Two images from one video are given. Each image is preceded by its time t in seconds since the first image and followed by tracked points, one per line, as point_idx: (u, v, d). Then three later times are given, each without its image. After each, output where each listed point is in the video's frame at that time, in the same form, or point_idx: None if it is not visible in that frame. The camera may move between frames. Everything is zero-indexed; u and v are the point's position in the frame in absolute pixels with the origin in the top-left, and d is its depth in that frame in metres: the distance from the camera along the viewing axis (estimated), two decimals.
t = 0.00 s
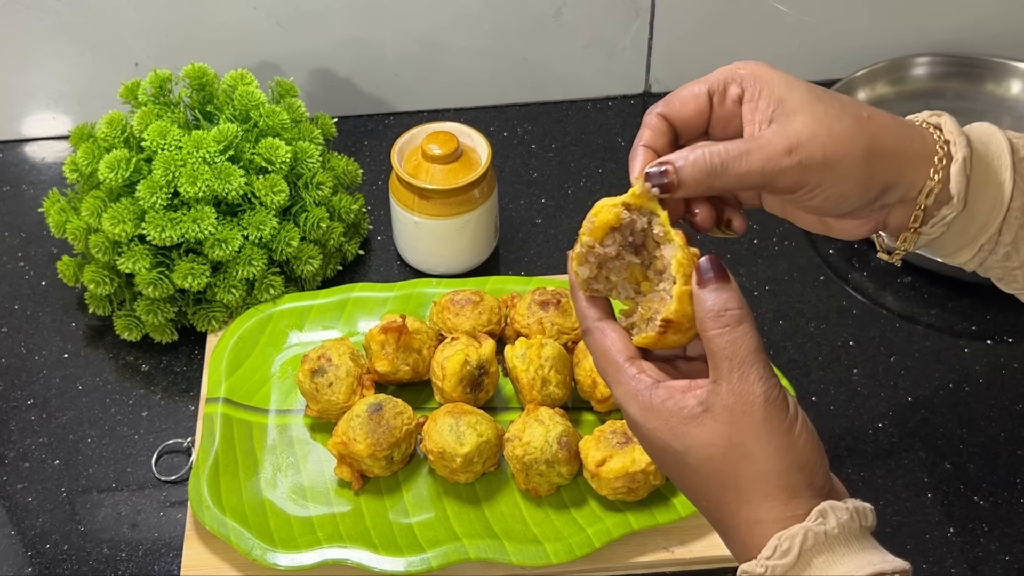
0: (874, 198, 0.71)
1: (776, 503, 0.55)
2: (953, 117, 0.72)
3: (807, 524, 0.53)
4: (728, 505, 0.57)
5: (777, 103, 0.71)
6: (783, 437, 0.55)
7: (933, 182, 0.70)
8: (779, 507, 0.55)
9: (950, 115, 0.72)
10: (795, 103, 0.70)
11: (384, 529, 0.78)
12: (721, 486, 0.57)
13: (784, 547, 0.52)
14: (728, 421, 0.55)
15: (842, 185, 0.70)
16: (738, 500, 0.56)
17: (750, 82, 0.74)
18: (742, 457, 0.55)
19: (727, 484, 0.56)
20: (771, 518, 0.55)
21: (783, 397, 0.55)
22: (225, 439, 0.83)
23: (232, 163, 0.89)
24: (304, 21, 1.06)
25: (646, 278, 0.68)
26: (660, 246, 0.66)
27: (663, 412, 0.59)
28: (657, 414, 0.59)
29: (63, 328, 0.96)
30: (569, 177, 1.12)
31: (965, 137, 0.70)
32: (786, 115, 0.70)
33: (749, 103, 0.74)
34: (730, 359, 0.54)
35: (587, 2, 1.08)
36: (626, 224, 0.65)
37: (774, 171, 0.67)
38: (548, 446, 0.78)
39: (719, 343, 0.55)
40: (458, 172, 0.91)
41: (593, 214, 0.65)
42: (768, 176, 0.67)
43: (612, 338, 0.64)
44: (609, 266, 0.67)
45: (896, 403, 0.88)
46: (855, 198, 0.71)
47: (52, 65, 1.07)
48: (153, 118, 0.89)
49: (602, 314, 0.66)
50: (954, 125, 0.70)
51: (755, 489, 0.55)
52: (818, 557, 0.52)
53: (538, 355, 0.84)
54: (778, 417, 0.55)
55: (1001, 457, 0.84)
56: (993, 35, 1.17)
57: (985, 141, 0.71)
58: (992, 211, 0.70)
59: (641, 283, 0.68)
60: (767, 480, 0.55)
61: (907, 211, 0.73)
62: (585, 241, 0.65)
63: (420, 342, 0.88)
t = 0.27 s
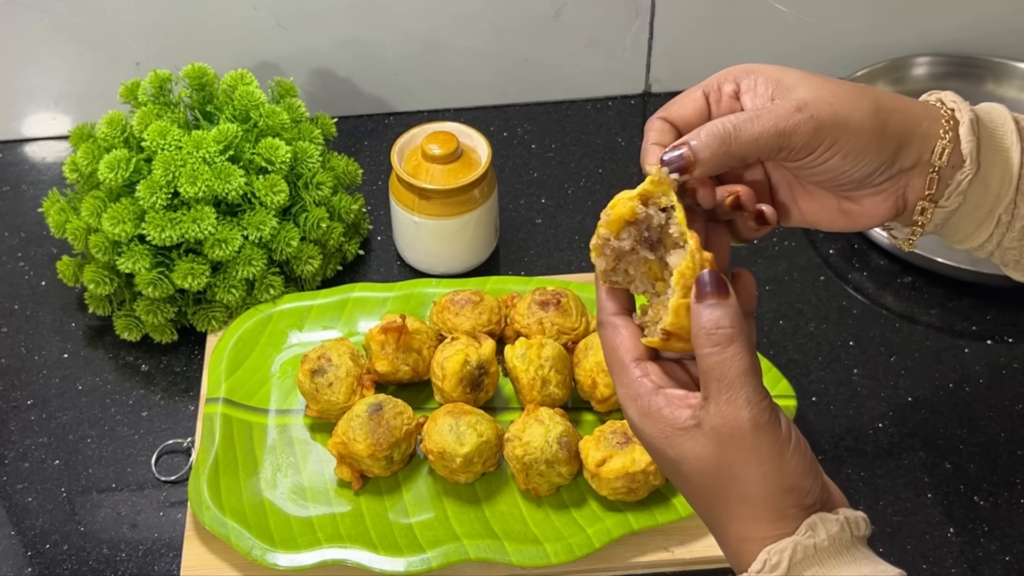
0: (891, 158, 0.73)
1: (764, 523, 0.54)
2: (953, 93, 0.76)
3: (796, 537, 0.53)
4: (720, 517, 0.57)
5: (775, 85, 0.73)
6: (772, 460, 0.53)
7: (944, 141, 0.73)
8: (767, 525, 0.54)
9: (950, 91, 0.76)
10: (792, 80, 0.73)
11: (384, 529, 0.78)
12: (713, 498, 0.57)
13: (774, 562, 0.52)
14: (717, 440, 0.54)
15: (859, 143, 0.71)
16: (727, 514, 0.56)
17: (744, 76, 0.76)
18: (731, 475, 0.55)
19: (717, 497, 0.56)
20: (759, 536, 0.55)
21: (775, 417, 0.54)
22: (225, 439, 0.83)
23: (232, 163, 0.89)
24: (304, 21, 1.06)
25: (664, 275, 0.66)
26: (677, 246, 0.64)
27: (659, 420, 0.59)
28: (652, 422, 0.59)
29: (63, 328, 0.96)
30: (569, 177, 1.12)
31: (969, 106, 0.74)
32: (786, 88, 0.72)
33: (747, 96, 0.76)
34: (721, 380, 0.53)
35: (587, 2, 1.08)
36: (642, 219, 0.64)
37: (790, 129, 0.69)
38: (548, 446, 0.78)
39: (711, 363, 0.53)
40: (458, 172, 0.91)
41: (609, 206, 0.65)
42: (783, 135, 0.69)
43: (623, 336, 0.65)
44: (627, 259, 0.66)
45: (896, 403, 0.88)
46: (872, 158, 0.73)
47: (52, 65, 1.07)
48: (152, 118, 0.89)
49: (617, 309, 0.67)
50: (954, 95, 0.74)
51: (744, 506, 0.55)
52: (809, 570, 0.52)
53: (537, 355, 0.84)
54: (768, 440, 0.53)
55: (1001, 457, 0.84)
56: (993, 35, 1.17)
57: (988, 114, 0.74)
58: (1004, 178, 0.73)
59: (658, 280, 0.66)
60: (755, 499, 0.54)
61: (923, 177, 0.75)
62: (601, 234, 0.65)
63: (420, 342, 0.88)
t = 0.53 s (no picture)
0: (884, 152, 0.74)
1: (753, 540, 0.54)
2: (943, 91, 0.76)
3: (786, 553, 0.52)
4: (711, 533, 0.57)
5: (761, 90, 0.74)
6: (758, 479, 0.53)
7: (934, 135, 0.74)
8: (757, 544, 0.54)
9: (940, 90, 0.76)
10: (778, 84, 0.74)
11: (384, 529, 0.78)
12: (704, 514, 0.57)
13: None
14: (704, 458, 0.54)
15: (850, 137, 0.72)
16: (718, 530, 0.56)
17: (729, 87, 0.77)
18: (719, 493, 0.54)
19: (708, 513, 0.56)
20: (748, 553, 0.54)
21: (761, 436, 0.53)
22: (225, 439, 0.83)
23: (232, 163, 0.89)
24: (304, 21, 1.06)
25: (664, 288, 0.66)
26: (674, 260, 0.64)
27: (650, 434, 0.59)
28: (644, 438, 0.59)
29: (63, 328, 0.96)
30: (569, 177, 1.12)
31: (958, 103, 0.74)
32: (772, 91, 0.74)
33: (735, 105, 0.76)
34: (707, 399, 0.52)
35: (587, 2, 1.08)
36: (640, 232, 0.65)
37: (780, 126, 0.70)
38: (548, 446, 0.78)
39: (695, 382, 0.53)
40: (458, 172, 0.91)
41: (608, 219, 0.65)
42: (773, 133, 0.70)
43: (623, 348, 0.66)
44: (628, 271, 0.66)
45: (896, 403, 0.88)
46: (864, 153, 0.73)
47: (52, 65, 1.07)
48: (152, 118, 0.89)
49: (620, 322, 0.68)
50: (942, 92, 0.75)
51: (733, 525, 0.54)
52: None
53: (538, 355, 0.84)
54: (755, 459, 0.53)
55: (1001, 457, 0.84)
56: (994, 35, 1.17)
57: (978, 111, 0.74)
58: (996, 173, 0.73)
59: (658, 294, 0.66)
60: (742, 518, 0.54)
61: (916, 173, 0.75)
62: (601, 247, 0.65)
63: (420, 342, 0.87)
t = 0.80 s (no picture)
0: (866, 152, 0.74)
1: (754, 547, 0.54)
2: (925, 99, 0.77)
3: (785, 563, 0.52)
4: (710, 541, 0.56)
5: (742, 98, 0.73)
6: (762, 485, 0.53)
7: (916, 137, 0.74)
8: (757, 551, 0.54)
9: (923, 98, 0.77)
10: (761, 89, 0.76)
11: (384, 529, 0.78)
12: (703, 521, 0.56)
13: None
14: (706, 463, 0.54)
15: (830, 136, 0.72)
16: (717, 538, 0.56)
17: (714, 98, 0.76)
18: (721, 499, 0.54)
19: (708, 520, 0.56)
20: (749, 561, 0.54)
21: (764, 442, 0.53)
22: (225, 439, 0.83)
23: (232, 163, 0.89)
24: (304, 21, 1.06)
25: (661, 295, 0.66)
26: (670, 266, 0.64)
27: (651, 441, 0.59)
28: (644, 444, 0.59)
29: (63, 327, 0.96)
30: (569, 177, 1.12)
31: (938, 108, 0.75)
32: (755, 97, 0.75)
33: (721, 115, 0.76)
34: (710, 403, 0.53)
35: (587, 2, 1.08)
36: (636, 237, 0.65)
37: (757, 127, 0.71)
38: (548, 446, 0.78)
39: (699, 386, 0.53)
40: (458, 172, 0.91)
41: (605, 226, 0.65)
42: (750, 134, 0.71)
43: (621, 356, 0.66)
44: (625, 279, 0.66)
45: (896, 403, 0.88)
46: (846, 153, 0.73)
47: (52, 65, 1.07)
48: (152, 118, 0.89)
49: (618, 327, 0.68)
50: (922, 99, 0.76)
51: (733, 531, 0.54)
52: None
53: (538, 355, 0.84)
54: (758, 465, 0.53)
55: (1001, 457, 0.84)
56: (993, 36, 1.17)
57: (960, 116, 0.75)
58: (980, 174, 0.72)
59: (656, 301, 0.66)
60: (745, 525, 0.54)
61: (901, 175, 0.75)
62: (597, 254, 0.66)
63: (420, 342, 0.87)
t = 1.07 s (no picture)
0: (860, 130, 0.74)
1: (746, 561, 0.54)
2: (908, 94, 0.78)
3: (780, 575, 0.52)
4: (703, 550, 0.57)
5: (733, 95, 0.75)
6: (756, 500, 0.53)
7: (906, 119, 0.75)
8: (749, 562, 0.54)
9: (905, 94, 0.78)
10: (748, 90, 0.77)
11: (384, 529, 0.78)
12: (697, 530, 0.57)
13: None
14: (700, 476, 0.54)
15: (823, 113, 0.73)
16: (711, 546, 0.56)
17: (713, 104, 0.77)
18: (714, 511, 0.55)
19: (702, 529, 0.56)
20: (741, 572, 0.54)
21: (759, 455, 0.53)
22: (225, 439, 0.83)
23: (232, 163, 0.89)
24: (304, 21, 1.06)
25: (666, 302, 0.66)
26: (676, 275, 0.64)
27: (647, 449, 0.59)
28: (640, 452, 0.59)
29: (63, 327, 0.96)
30: (569, 177, 1.12)
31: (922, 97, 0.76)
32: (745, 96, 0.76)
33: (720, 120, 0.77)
34: (705, 418, 0.52)
35: (587, 2, 1.08)
36: (645, 243, 0.64)
37: (750, 108, 0.72)
38: (548, 446, 0.78)
39: (694, 400, 0.52)
40: (458, 172, 0.91)
41: (614, 229, 0.65)
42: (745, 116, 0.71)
43: (622, 361, 0.66)
44: (631, 283, 0.66)
45: (896, 403, 0.88)
46: (841, 129, 0.73)
47: (52, 65, 1.07)
48: (152, 118, 0.89)
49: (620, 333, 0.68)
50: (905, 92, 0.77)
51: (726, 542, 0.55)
52: None
53: (538, 355, 0.84)
54: (752, 480, 0.53)
55: (1001, 457, 0.84)
56: (993, 36, 1.17)
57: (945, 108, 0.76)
58: (974, 156, 0.73)
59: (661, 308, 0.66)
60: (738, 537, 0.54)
61: (897, 157, 0.75)
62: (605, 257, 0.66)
63: (420, 342, 0.87)
